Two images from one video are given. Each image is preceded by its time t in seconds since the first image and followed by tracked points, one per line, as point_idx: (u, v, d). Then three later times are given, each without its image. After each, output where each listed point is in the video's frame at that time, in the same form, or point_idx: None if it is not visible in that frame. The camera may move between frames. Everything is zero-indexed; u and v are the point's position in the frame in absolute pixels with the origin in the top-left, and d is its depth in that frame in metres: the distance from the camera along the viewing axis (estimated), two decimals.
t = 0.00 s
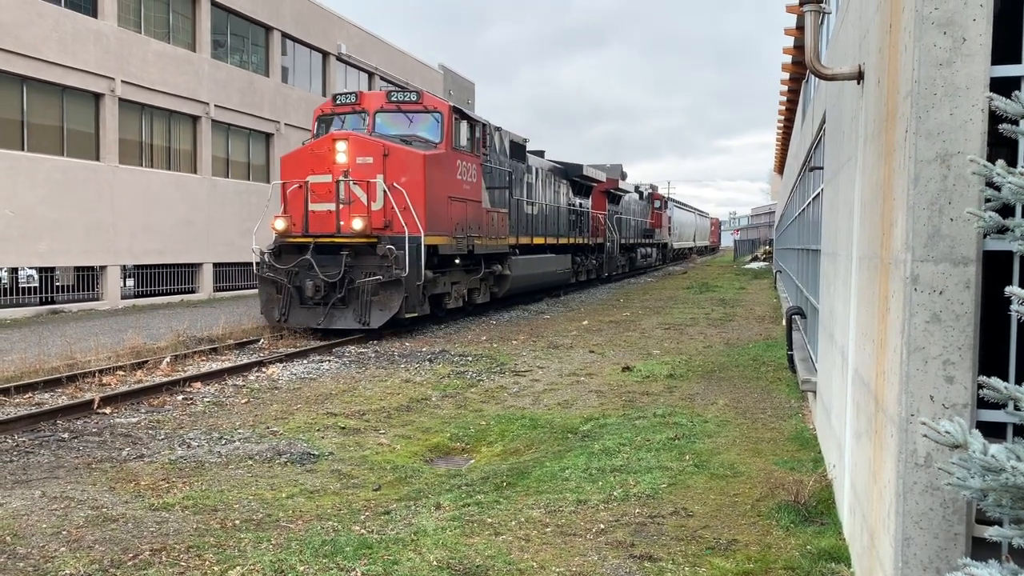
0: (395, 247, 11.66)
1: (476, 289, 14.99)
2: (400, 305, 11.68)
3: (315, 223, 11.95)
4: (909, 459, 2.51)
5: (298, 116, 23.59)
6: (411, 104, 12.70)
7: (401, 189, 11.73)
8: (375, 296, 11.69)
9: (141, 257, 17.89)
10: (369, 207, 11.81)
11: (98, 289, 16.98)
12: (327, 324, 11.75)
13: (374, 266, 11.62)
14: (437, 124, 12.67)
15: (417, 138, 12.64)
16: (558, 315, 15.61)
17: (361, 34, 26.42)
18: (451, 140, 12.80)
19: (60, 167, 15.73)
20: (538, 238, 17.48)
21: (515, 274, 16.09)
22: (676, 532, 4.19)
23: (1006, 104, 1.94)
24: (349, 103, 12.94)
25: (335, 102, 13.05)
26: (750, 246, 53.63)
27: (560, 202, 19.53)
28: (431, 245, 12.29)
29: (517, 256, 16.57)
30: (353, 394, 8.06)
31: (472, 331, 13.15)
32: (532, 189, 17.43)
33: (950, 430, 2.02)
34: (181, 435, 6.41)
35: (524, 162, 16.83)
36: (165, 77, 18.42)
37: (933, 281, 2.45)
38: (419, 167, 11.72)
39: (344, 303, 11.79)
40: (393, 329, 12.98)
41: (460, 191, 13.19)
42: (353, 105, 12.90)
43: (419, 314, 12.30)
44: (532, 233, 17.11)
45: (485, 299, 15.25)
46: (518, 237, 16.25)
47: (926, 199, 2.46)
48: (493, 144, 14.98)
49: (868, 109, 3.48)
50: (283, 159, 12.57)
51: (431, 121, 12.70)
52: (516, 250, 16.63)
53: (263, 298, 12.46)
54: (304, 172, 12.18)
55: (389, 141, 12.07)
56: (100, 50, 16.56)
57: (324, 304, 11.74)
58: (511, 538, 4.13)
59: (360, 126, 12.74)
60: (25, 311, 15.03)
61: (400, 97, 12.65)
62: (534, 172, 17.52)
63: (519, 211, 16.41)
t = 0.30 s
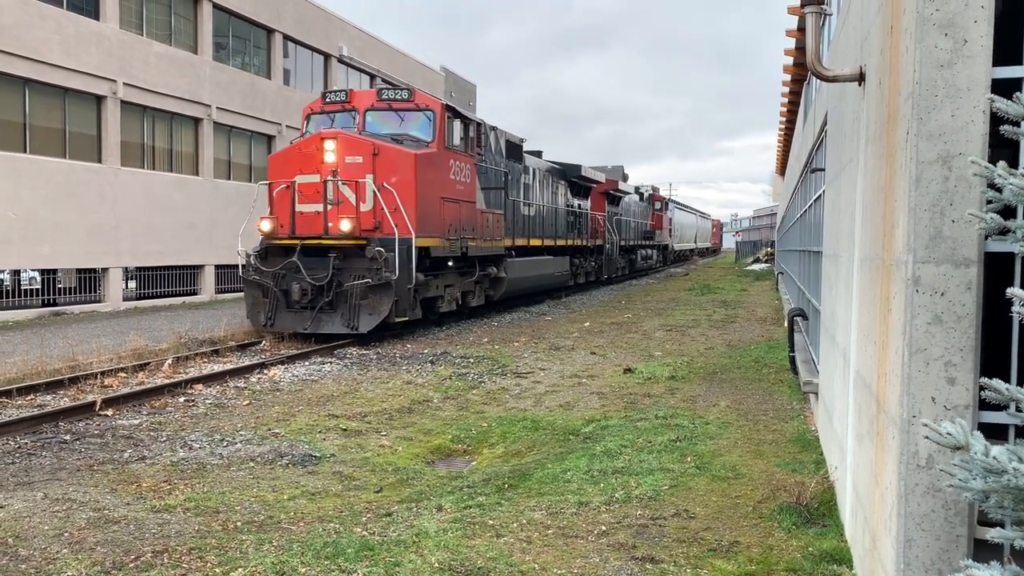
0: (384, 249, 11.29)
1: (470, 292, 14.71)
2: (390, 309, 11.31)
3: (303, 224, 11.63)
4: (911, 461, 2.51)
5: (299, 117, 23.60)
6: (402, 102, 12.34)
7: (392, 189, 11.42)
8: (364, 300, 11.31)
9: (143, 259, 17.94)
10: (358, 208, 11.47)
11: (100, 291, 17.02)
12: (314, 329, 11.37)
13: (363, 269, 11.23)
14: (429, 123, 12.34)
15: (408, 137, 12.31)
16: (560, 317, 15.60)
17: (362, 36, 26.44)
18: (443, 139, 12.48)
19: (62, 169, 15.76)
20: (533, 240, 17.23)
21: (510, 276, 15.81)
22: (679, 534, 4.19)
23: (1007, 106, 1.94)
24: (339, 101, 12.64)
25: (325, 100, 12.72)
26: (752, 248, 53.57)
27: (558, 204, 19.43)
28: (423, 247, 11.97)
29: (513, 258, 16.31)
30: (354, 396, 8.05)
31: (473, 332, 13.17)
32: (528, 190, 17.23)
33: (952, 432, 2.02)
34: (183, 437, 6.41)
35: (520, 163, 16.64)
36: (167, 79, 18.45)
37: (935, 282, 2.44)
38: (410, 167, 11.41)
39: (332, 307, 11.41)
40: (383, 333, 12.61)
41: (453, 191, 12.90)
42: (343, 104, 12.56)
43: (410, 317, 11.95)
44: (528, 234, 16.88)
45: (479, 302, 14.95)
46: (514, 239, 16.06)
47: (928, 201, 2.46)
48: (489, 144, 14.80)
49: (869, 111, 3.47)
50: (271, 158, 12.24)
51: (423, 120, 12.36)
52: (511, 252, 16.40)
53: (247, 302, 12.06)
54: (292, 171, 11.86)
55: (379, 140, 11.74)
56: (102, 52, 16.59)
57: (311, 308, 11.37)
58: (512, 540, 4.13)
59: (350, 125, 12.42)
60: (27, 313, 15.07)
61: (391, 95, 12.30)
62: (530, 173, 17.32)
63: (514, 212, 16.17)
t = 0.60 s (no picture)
0: (374, 250, 11.00)
1: (466, 294, 14.46)
2: (380, 312, 11.07)
3: (290, 224, 11.30)
4: (914, 461, 2.50)
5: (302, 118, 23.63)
6: (394, 99, 12.04)
7: (382, 188, 11.14)
8: (353, 302, 11.07)
9: (147, 260, 18.00)
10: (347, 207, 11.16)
11: (103, 292, 17.07)
12: (301, 332, 11.12)
13: (351, 270, 10.97)
14: (421, 120, 12.06)
15: (400, 134, 12.01)
16: (562, 318, 15.60)
17: (365, 37, 26.45)
18: (436, 137, 12.21)
19: (65, 170, 15.80)
20: (531, 240, 17.04)
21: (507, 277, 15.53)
22: (682, 535, 4.19)
23: (1012, 106, 1.93)
24: (328, 97, 12.21)
25: (314, 97, 12.32)
26: (755, 249, 53.48)
27: (557, 204, 19.30)
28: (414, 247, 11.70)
29: (510, 259, 16.05)
30: (358, 397, 8.06)
31: (476, 332, 13.20)
32: (525, 189, 17.08)
33: (956, 433, 2.01)
34: (186, 437, 6.43)
35: (517, 162, 16.48)
36: (170, 80, 18.48)
37: (938, 283, 2.44)
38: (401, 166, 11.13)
39: (320, 310, 11.16)
40: (374, 337, 12.26)
41: (447, 190, 12.63)
42: (333, 100, 12.16)
43: (402, 320, 11.62)
44: (526, 235, 16.68)
45: (474, 304, 14.70)
46: (511, 239, 15.85)
47: (931, 201, 2.45)
48: (484, 142, 14.63)
49: (873, 111, 3.47)
50: (257, 157, 11.90)
51: (415, 117, 12.08)
52: (508, 253, 16.17)
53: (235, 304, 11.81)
54: (279, 170, 11.54)
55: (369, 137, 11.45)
56: (106, 53, 16.63)
57: (298, 311, 11.11)
58: (515, 540, 4.14)
59: (341, 122, 12.03)
60: (31, 313, 15.12)
61: (382, 91, 11.98)
62: (528, 173, 17.15)
63: (511, 212, 15.99)
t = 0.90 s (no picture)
0: (363, 251, 10.61)
1: (461, 296, 14.23)
2: (369, 315, 10.62)
3: (276, 224, 10.97)
4: (918, 462, 2.50)
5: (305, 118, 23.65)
6: (386, 95, 11.72)
7: (372, 186, 10.82)
8: (342, 305, 10.62)
9: (151, 261, 18.07)
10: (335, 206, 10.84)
11: (107, 292, 17.13)
12: (288, 336, 10.66)
13: (340, 271, 10.54)
14: (414, 116, 11.70)
15: (391, 131, 11.66)
16: (566, 318, 15.60)
17: (368, 37, 26.45)
18: (429, 133, 11.87)
19: (69, 170, 15.85)
20: (528, 240, 16.74)
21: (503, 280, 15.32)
22: (685, 535, 4.19)
23: (1015, 105, 1.92)
24: (318, 93, 11.90)
25: (304, 93, 12.02)
26: (759, 248, 53.37)
27: (557, 204, 19.08)
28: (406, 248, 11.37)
29: (508, 260, 15.80)
30: (361, 397, 8.07)
31: (479, 332, 13.22)
32: (524, 188, 16.75)
33: (960, 433, 2.01)
34: (191, 437, 6.45)
35: (516, 160, 16.10)
36: (174, 81, 18.51)
37: (942, 282, 2.44)
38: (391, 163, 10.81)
39: (308, 313, 10.71)
40: (366, 340, 11.92)
41: (441, 189, 12.31)
42: (323, 96, 11.84)
43: (393, 323, 11.34)
44: (525, 235, 16.46)
45: (469, 305, 14.47)
46: (508, 240, 15.56)
47: (934, 201, 2.45)
48: (482, 139, 14.29)
49: (876, 111, 3.46)
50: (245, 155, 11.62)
51: (407, 113, 11.72)
52: (505, 254, 15.90)
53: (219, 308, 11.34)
54: (266, 168, 11.24)
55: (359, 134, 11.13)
56: (110, 54, 16.68)
57: (284, 314, 10.67)
58: (518, 541, 4.14)
59: (330, 119, 11.70)
60: (35, 313, 15.18)
61: (373, 88, 11.71)
62: (527, 172, 16.87)
63: (509, 212, 15.69)
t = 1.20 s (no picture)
0: (351, 252, 10.24)
1: (455, 298, 14.01)
2: (357, 319, 10.27)
3: (262, 224, 10.60)
4: (922, 462, 2.49)
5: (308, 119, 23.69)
6: (376, 90, 11.31)
7: (361, 185, 10.50)
8: (329, 308, 10.25)
9: (155, 262, 18.14)
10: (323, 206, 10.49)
11: (111, 293, 17.18)
12: (273, 340, 10.29)
13: (327, 273, 10.17)
14: (405, 113, 11.35)
15: (381, 128, 11.30)
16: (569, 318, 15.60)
17: (371, 38, 26.47)
18: (420, 131, 11.55)
19: (74, 171, 15.92)
20: (525, 241, 16.50)
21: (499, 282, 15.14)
22: (689, 535, 4.18)
23: (1019, 105, 1.92)
24: (307, 89, 11.53)
25: (292, 89, 11.66)
26: (763, 248, 53.25)
27: (557, 204, 18.94)
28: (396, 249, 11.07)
29: (504, 261, 15.61)
30: (364, 397, 8.08)
31: (482, 333, 13.24)
32: (521, 188, 16.51)
33: (964, 433, 2.01)
34: (194, 438, 6.46)
35: (513, 159, 15.84)
36: (178, 82, 18.56)
37: (945, 282, 2.43)
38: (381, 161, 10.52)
39: (294, 316, 10.36)
40: (355, 344, 11.69)
41: (432, 188, 12.01)
42: (311, 92, 11.49)
43: (383, 326, 11.02)
44: (521, 235, 16.24)
45: (464, 308, 14.24)
46: (504, 240, 15.31)
47: (938, 200, 2.44)
48: (477, 137, 14.01)
49: (880, 110, 3.45)
50: (230, 152, 11.23)
51: (398, 109, 11.37)
52: (501, 254, 15.67)
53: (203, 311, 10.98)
54: (251, 167, 10.88)
55: (347, 130, 10.79)
56: (114, 55, 16.72)
57: (269, 317, 10.31)
58: (522, 541, 4.14)
59: (319, 115, 11.35)
60: (39, 314, 15.23)
61: (363, 83, 11.31)
62: (524, 171, 16.63)
63: (505, 212, 15.44)
